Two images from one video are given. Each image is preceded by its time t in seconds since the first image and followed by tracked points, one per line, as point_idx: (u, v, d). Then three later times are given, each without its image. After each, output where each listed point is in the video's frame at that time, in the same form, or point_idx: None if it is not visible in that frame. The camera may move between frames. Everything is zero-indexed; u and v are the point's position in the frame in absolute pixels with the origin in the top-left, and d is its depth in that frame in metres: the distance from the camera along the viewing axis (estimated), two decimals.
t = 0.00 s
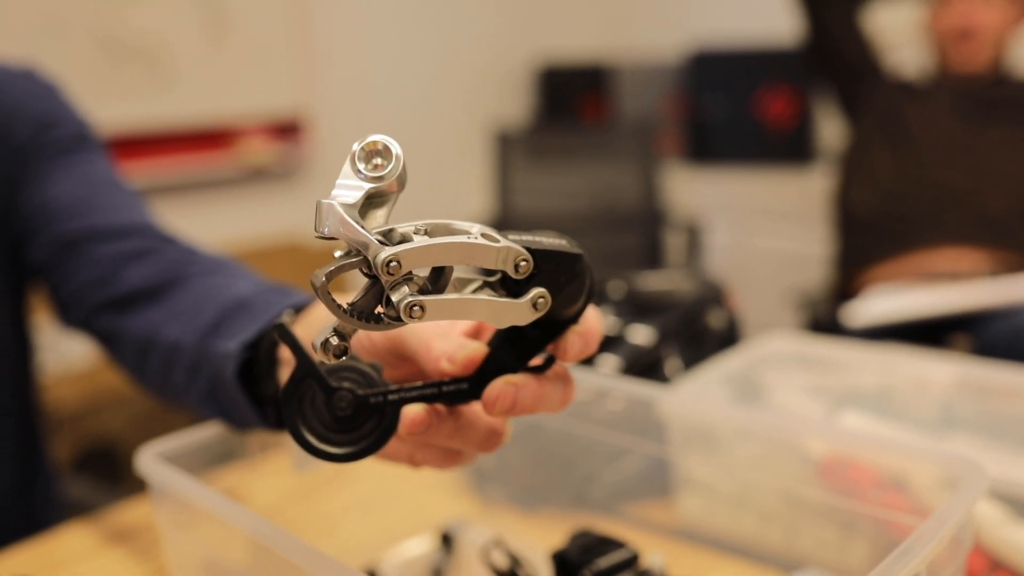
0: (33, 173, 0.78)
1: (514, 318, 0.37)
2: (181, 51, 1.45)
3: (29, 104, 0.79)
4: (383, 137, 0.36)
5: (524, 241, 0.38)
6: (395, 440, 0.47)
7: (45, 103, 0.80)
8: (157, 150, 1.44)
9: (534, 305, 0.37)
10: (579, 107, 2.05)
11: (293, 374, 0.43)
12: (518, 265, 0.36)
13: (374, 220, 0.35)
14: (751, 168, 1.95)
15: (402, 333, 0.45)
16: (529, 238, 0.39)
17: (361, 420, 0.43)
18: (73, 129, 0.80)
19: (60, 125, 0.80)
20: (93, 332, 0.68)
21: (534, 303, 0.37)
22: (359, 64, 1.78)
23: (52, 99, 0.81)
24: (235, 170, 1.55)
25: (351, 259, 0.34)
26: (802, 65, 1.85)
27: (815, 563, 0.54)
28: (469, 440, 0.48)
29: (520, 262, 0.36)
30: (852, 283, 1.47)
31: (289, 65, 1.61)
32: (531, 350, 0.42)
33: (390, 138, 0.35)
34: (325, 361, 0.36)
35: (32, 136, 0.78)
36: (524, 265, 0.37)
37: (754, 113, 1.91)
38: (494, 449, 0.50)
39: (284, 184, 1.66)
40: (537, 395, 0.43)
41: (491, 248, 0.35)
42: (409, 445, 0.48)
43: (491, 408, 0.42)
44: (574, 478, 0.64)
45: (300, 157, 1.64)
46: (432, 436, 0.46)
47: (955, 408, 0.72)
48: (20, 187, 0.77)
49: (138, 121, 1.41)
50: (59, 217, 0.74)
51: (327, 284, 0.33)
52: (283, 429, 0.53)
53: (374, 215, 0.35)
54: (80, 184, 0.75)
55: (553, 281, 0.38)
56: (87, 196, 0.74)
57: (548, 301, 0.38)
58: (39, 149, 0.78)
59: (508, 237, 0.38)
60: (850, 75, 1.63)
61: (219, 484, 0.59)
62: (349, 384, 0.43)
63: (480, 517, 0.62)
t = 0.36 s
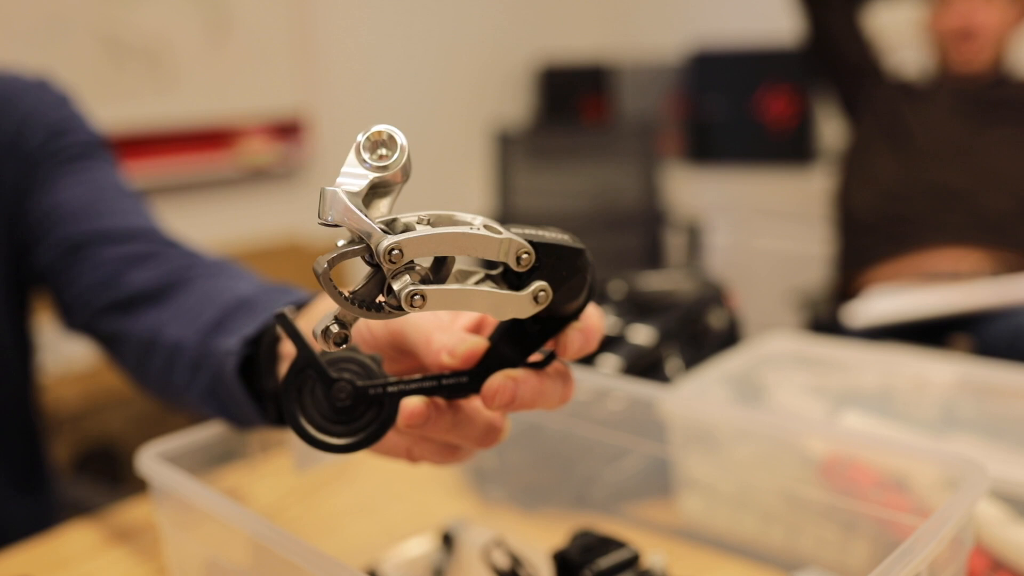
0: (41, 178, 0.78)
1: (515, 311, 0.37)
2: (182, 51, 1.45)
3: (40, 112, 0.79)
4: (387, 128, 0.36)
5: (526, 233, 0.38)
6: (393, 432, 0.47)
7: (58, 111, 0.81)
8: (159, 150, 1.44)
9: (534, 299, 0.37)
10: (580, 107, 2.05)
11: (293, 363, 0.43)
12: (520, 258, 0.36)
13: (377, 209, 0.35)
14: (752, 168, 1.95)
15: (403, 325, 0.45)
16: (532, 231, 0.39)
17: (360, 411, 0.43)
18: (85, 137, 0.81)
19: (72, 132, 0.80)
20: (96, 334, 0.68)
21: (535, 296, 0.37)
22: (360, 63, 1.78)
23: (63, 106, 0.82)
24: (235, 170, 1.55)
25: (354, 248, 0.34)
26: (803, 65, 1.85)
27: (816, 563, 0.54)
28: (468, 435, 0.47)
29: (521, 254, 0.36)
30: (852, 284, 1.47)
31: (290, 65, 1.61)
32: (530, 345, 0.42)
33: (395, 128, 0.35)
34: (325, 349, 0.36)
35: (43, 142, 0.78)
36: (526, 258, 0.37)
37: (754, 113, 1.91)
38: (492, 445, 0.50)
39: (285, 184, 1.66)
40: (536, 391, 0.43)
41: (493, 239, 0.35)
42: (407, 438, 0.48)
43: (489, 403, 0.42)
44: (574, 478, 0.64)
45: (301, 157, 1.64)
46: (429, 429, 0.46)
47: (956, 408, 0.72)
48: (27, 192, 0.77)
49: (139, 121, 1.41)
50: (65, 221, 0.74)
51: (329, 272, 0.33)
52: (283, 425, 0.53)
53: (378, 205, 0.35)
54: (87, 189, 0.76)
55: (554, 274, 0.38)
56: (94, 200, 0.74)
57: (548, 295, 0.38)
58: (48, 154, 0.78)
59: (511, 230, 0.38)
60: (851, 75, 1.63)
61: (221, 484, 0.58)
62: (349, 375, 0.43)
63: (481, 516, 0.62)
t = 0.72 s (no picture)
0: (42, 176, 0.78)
1: (505, 313, 0.37)
2: (182, 50, 1.45)
3: (41, 110, 0.79)
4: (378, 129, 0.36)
5: (518, 235, 0.38)
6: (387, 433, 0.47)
7: (59, 109, 0.81)
8: (159, 149, 1.44)
9: (526, 301, 0.37)
10: (580, 106, 2.05)
11: (286, 364, 0.43)
12: (511, 260, 0.36)
13: (368, 212, 0.35)
14: (752, 168, 1.95)
15: (396, 327, 0.45)
16: (523, 234, 0.39)
17: (352, 414, 0.43)
18: (86, 135, 0.81)
19: (73, 131, 0.80)
20: (96, 332, 0.68)
21: (526, 299, 0.37)
22: (360, 62, 1.78)
23: (64, 105, 0.82)
24: (235, 169, 1.55)
25: (343, 251, 0.34)
26: (803, 65, 1.85)
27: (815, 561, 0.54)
28: (461, 437, 0.48)
29: (512, 257, 0.36)
30: (852, 283, 1.47)
31: (289, 64, 1.61)
32: (523, 347, 0.42)
33: (385, 130, 0.35)
34: (316, 352, 0.36)
35: (43, 140, 0.78)
36: (517, 261, 0.37)
37: (754, 111, 1.91)
38: (486, 447, 0.50)
39: (285, 183, 1.66)
40: (530, 392, 0.43)
41: (484, 242, 0.35)
42: (401, 440, 0.48)
43: (482, 404, 0.42)
44: (574, 477, 0.64)
45: (301, 156, 1.64)
46: (423, 431, 0.46)
47: (955, 407, 0.72)
48: (27, 189, 0.77)
49: (140, 120, 1.41)
50: (65, 218, 0.74)
51: (318, 276, 0.33)
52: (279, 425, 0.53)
53: (369, 208, 0.35)
54: (88, 187, 0.76)
55: (545, 276, 0.38)
56: (94, 198, 0.74)
57: (540, 297, 0.38)
58: (48, 151, 0.78)
59: (502, 232, 0.38)
60: (851, 74, 1.63)
61: (220, 482, 0.58)
62: (342, 377, 0.43)
63: (479, 515, 0.62)
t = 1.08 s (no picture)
0: (41, 173, 0.78)
1: (505, 309, 0.37)
2: (181, 48, 1.45)
3: (40, 107, 0.79)
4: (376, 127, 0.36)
5: (516, 232, 0.38)
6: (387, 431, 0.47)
7: (57, 106, 0.81)
8: (158, 147, 1.44)
9: (526, 297, 0.37)
10: (580, 105, 2.05)
11: (286, 363, 0.43)
12: (510, 256, 0.36)
13: (366, 209, 0.35)
14: (752, 167, 1.95)
15: (396, 324, 0.45)
16: (522, 230, 0.39)
17: (353, 412, 0.43)
18: (84, 132, 0.81)
19: (71, 128, 0.80)
20: (96, 332, 0.68)
21: (526, 295, 0.37)
22: (360, 60, 1.77)
23: (62, 102, 0.82)
24: (235, 168, 1.55)
25: (342, 248, 0.34)
26: (803, 63, 1.85)
27: (814, 560, 0.54)
28: (462, 434, 0.48)
29: (511, 253, 0.36)
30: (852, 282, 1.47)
31: (289, 62, 1.61)
32: (523, 343, 0.42)
33: (383, 128, 0.35)
34: (315, 350, 0.36)
35: (42, 137, 0.78)
36: (516, 257, 0.37)
37: (754, 110, 1.91)
38: (487, 445, 0.50)
39: (284, 181, 1.66)
40: (530, 389, 0.43)
41: (483, 238, 0.35)
42: (402, 437, 0.48)
43: (482, 401, 0.42)
44: (574, 476, 0.64)
45: (300, 154, 1.64)
46: (424, 429, 0.46)
47: (955, 406, 0.73)
48: (26, 187, 0.77)
49: (139, 119, 1.41)
50: (65, 217, 0.74)
51: (317, 274, 0.33)
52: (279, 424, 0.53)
53: (367, 205, 0.35)
54: (87, 185, 0.76)
55: (545, 273, 0.38)
56: (94, 196, 0.74)
57: (539, 293, 0.38)
58: (47, 149, 0.78)
59: (501, 228, 0.38)
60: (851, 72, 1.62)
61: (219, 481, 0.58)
62: (342, 375, 0.43)
63: (479, 514, 0.62)
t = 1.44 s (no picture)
0: (40, 173, 0.78)
1: (504, 311, 0.37)
2: (181, 48, 1.45)
3: (39, 106, 0.79)
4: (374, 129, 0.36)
5: (515, 233, 0.38)
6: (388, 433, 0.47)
7: (56, 106, 0.81)
8: (158, 147, 1.44)
9: (524, 299, 0.37)
10: (580, 105, 2.05)
11: (286, 365, 0.43)
12: (509, 258, 0.36)
13: (365, 212, 0.35)
14: (752, 167, 1.95)
15: (396, 326, 0.45)
16: (521, 231, 0.39)
17: (353, 414, 0.43)
18: (84, 131, 0.81)
19: (71, 127, 0.80)
20: (97, 331, 0.69)
21: (524, 296, 0.37)
22: (360, 60, 1.77)
23: (62, 101, 0.82)
24: (235, 168, 1.55)
25: (341, 252, 0.34)
26: (803, 63, 1.85)
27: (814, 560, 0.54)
28: (462, 435, 0.48)
29: (510, 254, 0.36)
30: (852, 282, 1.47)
31: (289, 62, 1.61)
32: (522, 344, 0.42)
33: (381, 130, 0.35)
34: (315, 353, 0.36)
35: (41, 137, 0.78)
36: (515, 258, 0.37)
37: (754, 110, 1.91)
38: (487, 445, 0.50)
39: (284, 181, 1.66)
40: (530, 390, 0.43)
41: (481, 240, 0.35)
42: (402, 439, 0.48)
43: (482, 403, 0.42)
44: (574, 475, 0.64)
45: (300, 154, 1.64)
46: (424, 430, 0.47)
47: (955, 406, 0.73)
48: (26, 187, 0.77)
49: (139, 118, 1.41)
50: (65, 216, 0.74)
51: (316, 277, 0.33)
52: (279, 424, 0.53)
53: (365, 208, 0.35)
54: (87, 185, 0.76)
55: (544, 274, 0.38)
56: (94, 196, 0.74)
57: (538, 295, 0.38)
58: (47, 149, 0.78)
59: (499, 230, 0.38)
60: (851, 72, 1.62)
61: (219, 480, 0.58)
62: (342, 377, 0.43)
63: (480, 514, 0.62)
